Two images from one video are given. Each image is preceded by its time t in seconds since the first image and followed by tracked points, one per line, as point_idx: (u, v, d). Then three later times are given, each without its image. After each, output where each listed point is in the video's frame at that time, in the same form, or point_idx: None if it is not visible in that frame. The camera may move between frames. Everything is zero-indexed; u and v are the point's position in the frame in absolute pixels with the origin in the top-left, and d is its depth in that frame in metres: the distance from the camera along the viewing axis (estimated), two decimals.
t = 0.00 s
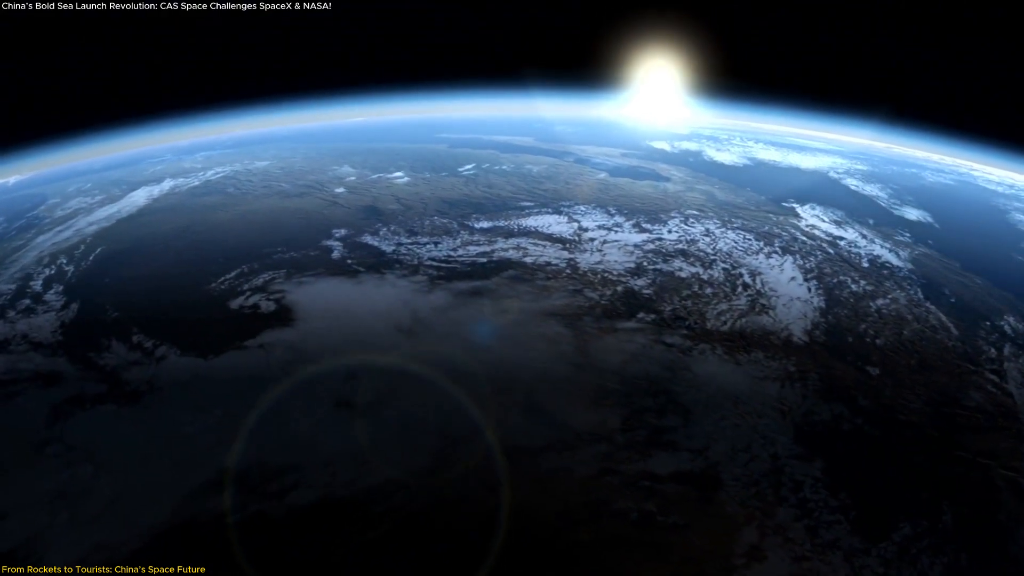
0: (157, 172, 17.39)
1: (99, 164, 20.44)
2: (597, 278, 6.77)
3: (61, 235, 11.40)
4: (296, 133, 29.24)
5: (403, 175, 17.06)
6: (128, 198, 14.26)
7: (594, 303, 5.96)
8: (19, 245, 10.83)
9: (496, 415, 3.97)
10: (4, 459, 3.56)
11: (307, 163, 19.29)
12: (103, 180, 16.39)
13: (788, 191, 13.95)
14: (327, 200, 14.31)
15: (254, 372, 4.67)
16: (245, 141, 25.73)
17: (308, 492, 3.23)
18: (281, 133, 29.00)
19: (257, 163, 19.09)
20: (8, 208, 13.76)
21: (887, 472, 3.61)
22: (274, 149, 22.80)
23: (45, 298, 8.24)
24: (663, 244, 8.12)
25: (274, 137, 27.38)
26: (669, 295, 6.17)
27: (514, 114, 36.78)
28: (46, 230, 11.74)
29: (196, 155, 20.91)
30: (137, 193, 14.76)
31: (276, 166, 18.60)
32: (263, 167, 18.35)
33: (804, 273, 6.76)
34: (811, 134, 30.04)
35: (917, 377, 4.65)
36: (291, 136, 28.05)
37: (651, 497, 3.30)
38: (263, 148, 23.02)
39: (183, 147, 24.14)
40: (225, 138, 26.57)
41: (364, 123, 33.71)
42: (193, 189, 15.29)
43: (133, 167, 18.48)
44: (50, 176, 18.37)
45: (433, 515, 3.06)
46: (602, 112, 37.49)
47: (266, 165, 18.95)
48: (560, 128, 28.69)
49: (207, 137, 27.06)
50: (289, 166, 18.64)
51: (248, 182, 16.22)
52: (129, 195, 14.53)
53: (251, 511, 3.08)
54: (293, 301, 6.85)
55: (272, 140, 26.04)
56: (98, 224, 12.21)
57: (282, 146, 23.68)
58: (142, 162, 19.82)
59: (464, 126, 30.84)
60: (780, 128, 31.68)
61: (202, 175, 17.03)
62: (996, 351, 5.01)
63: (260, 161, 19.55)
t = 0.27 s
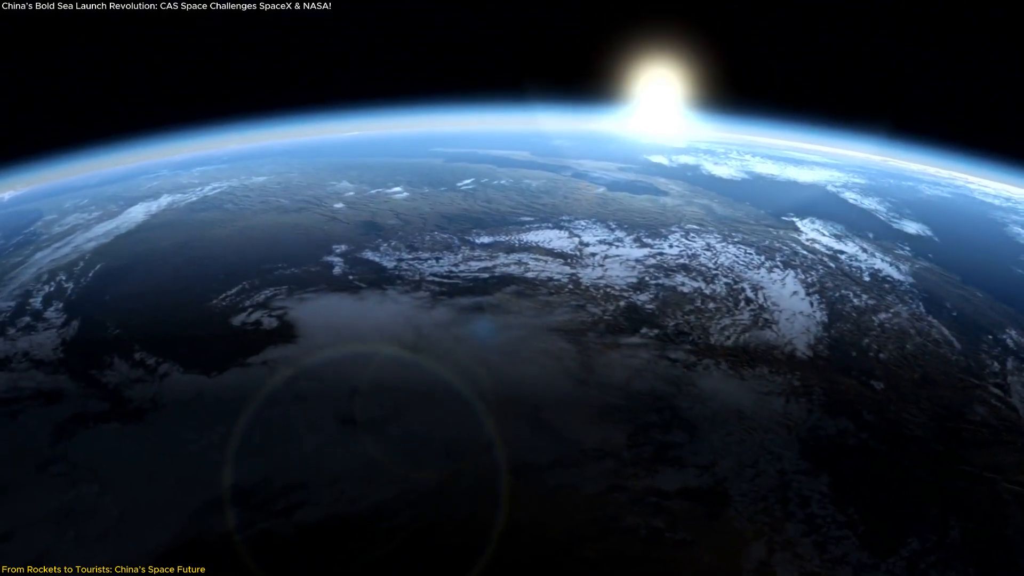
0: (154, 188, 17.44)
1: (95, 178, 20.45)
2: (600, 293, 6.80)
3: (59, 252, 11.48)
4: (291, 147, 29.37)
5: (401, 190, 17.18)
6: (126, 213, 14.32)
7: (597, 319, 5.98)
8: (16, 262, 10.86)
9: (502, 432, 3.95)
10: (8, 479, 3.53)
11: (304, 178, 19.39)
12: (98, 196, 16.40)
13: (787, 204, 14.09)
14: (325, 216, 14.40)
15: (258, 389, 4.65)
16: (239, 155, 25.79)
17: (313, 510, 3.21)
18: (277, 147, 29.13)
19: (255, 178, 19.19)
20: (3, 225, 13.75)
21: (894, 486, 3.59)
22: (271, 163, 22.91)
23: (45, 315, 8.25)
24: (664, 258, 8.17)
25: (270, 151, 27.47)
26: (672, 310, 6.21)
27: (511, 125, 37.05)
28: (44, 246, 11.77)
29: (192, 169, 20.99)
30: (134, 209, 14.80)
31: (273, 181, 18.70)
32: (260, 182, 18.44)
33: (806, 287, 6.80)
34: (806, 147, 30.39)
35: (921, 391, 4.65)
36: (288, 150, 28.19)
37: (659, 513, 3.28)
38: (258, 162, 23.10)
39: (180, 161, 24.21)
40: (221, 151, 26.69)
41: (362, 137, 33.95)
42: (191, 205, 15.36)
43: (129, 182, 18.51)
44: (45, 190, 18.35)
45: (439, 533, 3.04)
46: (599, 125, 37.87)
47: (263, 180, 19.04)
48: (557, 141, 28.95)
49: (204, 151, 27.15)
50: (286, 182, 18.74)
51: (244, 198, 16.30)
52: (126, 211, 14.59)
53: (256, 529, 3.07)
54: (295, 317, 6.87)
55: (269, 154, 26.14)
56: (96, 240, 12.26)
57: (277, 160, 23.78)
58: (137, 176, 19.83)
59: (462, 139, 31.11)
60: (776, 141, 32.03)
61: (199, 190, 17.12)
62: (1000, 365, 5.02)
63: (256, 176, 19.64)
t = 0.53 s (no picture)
0: (151, 206, 17.50)
1: (92, 196, 20.48)
2: (603, 311, 6.84)
3: (57, 271, 11.55)
4: (289, 164, 29.58)
5: (401, 207, 17.31)
6: (123, 232, 14.39)
7: (601, 336, 6.00)
8: (14, 282, 10.93)
9: (508, 451, 3.94)
10: (11, 501, 3.50)
11: (301, 195, 19.53)
12: (95, 214, 16.45)
13: (786, 221, 14.23)
14: (324, 234, 14.50)
15: (264, 409, 4.64)
16: (236, 172, 25.93)
17: (319, 531, 3.19)
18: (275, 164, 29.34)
19: (253, 196, 19.31)
20: None
21: (902, 503, 3.57)
22: (269, 180, 23.05)
23: (45, 335, 8.26)
24: (666, 275, 8.24)
25: (268, 168, 27.65)
26: (675, 327, 6.24)
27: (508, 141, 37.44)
28: (42, 265, 11.86)
29: (189, 187, 21.10)
30: (131, 227, 14.87)
31: (271, 199, 18.82)
32: (258, 200, 18.57)
33: (808, 303, 6.85)
34: (802, 163, 30.79)
35: (926, 408, 4.65)
36: (285, 167, 28.38)
37: (668, 532, 3.25)
38: (254, 179, 23.24)
39: (177, 178, 24.33)
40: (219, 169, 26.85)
41: (360, 154, 34.27)
42: (188, 223, 15.43)
43: (126, 200, 18.58)
44: (41, 208, 18.37)
45: (446, 553, 3.02)
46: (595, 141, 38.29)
47: (261, 198, 19.16)
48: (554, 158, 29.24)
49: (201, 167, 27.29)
50: (284, 199, 18.87)
51: (240, 216, 16.40)
52: (124, 230, 14.65)
53: (262, 551, 3.05)
54: (297, 336, 6.88)
55: (267, 171, 26.30)
56: (94, 259, 12.32)
57: (273, 178, 23.92)
58: (133, 194, 19.88)
59: (460, 156, 31.42)
60: (771, 157, 32.44)
61: (197, 208, 17.21)
62: (1003, 381, 5.03)
63: (254, 194, 19.76)
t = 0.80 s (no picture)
0: (147, 224, 17.54)
1: (87, 213, 20.52)
2: (606, 328, 6.88)
3: (56, 290, 11.58)
4: (286, 181, 29.72)
5: (400, 225, 17.43)
6: (121, 250, 14.43)
7: (604, 354, 6.03)
8: (12, 301, 10.96)
9: (516, 470, 3.92)
10: (15, 522, 3.48)
11: (299, 213, 19.64)
12: (91, 232, 16.46)
13: (784, 237, 14.37)
14: (323, 251, 14.57)
15: (269, 429, 4.64)
16: (232, 189, 26.02)
17: (329, 553, 3.17)
18: (273, 181, 29.50)
19: (250, 213, 19.39)
20: None
21: (910, 521, 3.56)
22: (266, 197, 23.16)
23: (45, 355, 8.24)
24: (668, 292, 8.31)
25: (265, 185, 27.79)
26: (679, 344, 6.27)
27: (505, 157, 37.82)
28: (40, 284, 11.90)
29: (185, 205, 21.17)
30: (128, 246, 14.91)
31: (268, 217, 18.91)
32: (256, 218, 18.66)
33: (811, 320, 6.90)
34: (797, 179, 31.16)
35: (931, 424, 4.66)
36: (283, 184, 28.52)
37: (678, 552, 3.24)
38: (251, 197, 23.33)
39: (173, 196, 24.39)
40: (217, 186, 26.99)
41: (358, 171, 34.53)
42: (186, 241, 15.47)
43: (122, 218, 18.61)
44: (36, 226, 18.35)
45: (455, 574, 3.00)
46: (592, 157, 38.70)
47: (258, 215, 19.23)
48: (551, 174, 29.51)
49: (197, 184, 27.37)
50: (282, 217, 18.97)
51: (238, 234, 16.47)
52: (121, 248, 14.69)
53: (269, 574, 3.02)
54: (301, 355, 6.89)
55: (265, 188, 26.45)
56: (91, 278, 12.35)
57: (269, 195, 24.04)
58: (129, 211, 19.90)
59: (458, 172, 31.70)
60: (767, 173, 32.85)
61: (194, 226, 17.27)
62: (1007, 398, 5.05)
63: (252, 211, 19.85)
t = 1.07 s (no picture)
0: (144, 239, 17.56)
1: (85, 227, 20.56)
2: (609, 343, 6.92)
3: (54, 306, 11.60)
4: (284, 195, 29.85)
5: (399, 239, 17.53)
6: (119, 266, 14.46)
7: (608, 369, 6.05)
8: (10, 318, 11.01)
9: (522, 486, 3.92)
10: (19, 542, 3.47)
11: (297, 227, 19.72)
12: (87, 247, 16.48)
13: (784, 250, 14.47)
14: (321, 266, 14.64)
15: (274, 446, 4.64)
16: (229, 204, 26.09)
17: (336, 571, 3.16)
18: (271, 195, 29.61)
19: (249, 228, 19.47)
20: None
21: (918, 535, 3.55)
22: (264, 212, 23.25)
23: (46, 371, 8.23)
24: (669, 306, 8.36)
25: (263, 199, 27.88)
26: (683, 358, 6.30)
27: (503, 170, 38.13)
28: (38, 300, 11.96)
29: (181, 219, 21.20)
30: (126, 261, 14.96)
31: (266, 231, 18.99)
32: (254, 233, 18.74)
33: (813, 333, 6.94)
34: (793, 192, 31.48)
35: (936, 438, 4.66)
36: (280, 198, 28.61)
37: (686, 568, 3.24)
38: (247, 211, 23.43)
39: (170, 210, 24.44)
40: (215, 201, 27.07)
41: (356, 184, 34.72)
42: (184, 256, 15.52)
43: (118, 233, 18.63)
44: (33, 241, 18.37)
45: None
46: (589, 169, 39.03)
47: (256, 230, 19.30)
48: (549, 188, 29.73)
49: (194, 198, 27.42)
50: (280, 231, 19.06)
51: (236, 249, 16.53)
52: (118, 264, 14.72)
53: None
54: (303, 371, 6.90)
55: (263, 202, 26.59)
56: (89, 294, 12.38)
57: (266, 209, 24.12)
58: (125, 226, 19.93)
59: (457, 186, 31.92)
60: (763, 186, 33.18)
61: (192, 241, 17.32)
62: (1011, 411, 5.06)
63: (250, 226, 19.93)
